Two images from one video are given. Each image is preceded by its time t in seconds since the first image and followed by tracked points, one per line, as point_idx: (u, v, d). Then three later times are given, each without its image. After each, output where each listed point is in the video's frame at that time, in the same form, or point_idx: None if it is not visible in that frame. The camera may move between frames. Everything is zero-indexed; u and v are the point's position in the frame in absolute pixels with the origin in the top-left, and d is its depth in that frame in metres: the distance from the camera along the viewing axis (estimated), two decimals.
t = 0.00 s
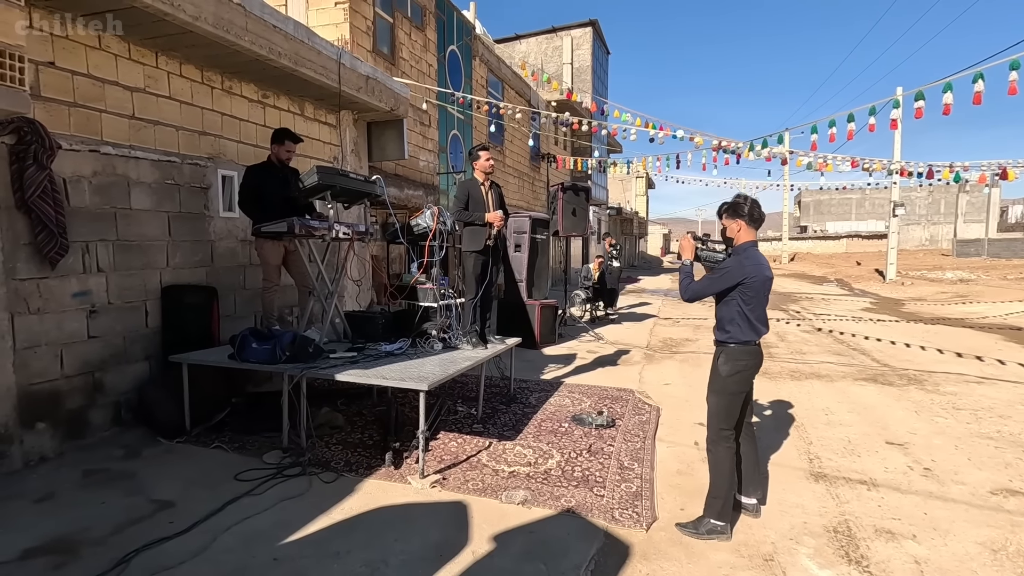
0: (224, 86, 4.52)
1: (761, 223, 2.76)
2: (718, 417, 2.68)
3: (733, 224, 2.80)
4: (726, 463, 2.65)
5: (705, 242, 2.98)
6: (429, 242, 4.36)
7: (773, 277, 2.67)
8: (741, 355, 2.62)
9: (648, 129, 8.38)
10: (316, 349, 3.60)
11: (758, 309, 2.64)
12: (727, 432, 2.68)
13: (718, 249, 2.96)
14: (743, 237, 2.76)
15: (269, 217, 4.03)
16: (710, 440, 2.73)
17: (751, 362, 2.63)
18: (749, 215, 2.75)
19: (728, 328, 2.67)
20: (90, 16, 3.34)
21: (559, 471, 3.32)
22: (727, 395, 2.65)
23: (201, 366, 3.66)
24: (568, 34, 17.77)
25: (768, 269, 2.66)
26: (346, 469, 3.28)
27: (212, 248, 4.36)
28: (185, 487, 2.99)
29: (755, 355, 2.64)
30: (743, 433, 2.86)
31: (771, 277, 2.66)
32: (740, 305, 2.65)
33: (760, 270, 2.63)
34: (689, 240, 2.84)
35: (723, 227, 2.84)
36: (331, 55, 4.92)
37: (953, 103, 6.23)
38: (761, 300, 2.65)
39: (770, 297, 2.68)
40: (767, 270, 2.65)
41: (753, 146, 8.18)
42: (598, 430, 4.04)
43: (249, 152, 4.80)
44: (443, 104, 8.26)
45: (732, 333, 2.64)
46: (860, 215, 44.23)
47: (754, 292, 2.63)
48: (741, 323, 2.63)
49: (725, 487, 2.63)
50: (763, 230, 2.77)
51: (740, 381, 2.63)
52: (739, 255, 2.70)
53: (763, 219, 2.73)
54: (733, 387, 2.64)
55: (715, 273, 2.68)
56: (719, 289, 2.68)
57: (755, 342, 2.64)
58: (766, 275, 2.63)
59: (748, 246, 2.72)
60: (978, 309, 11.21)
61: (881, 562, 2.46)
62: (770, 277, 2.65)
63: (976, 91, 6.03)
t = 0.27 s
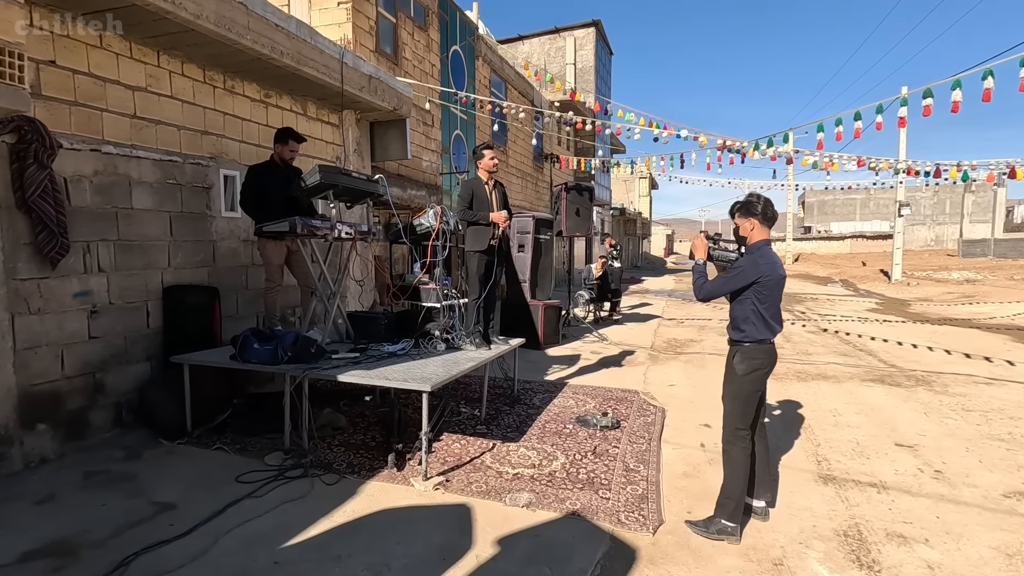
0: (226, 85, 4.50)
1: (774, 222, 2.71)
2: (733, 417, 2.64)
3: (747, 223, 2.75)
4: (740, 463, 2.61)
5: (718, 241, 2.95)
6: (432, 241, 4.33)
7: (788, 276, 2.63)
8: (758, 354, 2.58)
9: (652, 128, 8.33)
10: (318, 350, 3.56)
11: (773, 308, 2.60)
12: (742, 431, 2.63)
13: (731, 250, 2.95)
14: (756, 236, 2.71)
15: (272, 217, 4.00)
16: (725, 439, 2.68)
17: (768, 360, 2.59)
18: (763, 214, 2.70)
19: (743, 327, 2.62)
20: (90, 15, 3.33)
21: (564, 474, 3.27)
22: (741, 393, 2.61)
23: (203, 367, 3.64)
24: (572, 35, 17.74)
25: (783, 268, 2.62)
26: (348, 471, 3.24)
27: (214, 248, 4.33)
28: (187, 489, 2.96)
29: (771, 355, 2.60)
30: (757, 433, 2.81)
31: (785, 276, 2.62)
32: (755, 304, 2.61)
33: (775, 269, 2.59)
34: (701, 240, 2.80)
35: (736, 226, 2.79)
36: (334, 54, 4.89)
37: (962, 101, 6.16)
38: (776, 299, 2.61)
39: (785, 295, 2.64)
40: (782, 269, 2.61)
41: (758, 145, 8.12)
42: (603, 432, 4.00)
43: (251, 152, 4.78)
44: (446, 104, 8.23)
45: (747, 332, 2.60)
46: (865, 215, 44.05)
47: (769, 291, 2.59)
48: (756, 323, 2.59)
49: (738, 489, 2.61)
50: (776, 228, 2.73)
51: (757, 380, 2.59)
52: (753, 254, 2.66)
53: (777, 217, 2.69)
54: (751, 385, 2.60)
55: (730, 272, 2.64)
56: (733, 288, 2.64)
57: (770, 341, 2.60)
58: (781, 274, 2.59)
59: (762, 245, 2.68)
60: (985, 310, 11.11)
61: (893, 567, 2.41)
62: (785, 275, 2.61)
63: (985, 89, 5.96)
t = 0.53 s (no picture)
0: (227, 84, 4.45)
1: (790, 222, 2.64)
2: (745, 420, 2.58)
3: (761, 224, 2.68)
4: (755, 467, 2.55)
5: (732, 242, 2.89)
6: (434, 242, 4.26)
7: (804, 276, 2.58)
8: (776, 356, 2.52)
9: (657, 128, 8.26)
10: (319, 352, 3.50)
11: (791, 309, 2.55)
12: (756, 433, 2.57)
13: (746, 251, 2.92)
14: (771, 237, 2.64)
15: (273, 217, 3.95)
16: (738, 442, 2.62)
17: (784, 361, 2.53)
18: (778, 214, 2.63)
19: (760, 329, 2.56)
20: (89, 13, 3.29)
21: (570, 479, 3.20)
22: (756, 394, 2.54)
23: (203, 369, 3.59)
24: (575, 35, 17.68)
25: (799, 268, 2.56)
26: (350, 476, 3.18)
27: (215, 249, 4.28)
28: (186, 494, 2.90)
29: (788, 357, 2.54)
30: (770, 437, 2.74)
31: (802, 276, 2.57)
32: (772, 305, 2.55)
33: (792, 270, 2.53)
34: (716, 241, 2.74)
35: (750, 227, 2.72)
36: (336, 53, 4.84)
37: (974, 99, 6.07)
38: (793, 300, 2.55)
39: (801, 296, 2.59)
40: (798, 269, 2.56)
41: (764, 144, 8.04)
42: (609, 435, 3.93)
43: (252, 152, 4.73)
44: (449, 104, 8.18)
45: (765, 334, 2.54)
46: (869, 215, 43.84)
47: (787, 292, 2.53)
48: (774, 324, 2.53)
49: (753, 493, 2.55)
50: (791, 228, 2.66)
51: (773, 381, 2.53)
52: (770, 254, 2.59)
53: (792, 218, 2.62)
54: (767, 387, 2.54)
55: (746, 273, 2.57)
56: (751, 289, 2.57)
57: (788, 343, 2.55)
58: (798, 275, 2.53)
59: (777, 246, 2.61)
60: (993, 311, 11.00)
61: None
62: (801, 276, 2.56)
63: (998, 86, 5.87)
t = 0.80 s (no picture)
0: (227, 84, 4.39)
1: (806, 224, 2.59)
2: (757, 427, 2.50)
3: (778, 226, 2.61)
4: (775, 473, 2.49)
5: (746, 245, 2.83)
6: (437, 244, 4.18)
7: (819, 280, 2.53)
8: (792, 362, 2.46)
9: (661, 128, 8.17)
10: (320, 357, 3.43)
11: (807, 313, 2.50)
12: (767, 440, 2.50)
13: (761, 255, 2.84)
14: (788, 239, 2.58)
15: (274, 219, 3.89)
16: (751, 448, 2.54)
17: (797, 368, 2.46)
18: (795, 216, 2.57)
19: (776, 334, 2.50)
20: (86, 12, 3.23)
21: (575, 488, 3.13)
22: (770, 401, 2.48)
23: (201, 375, 3.52)
24: (578, 35, 17.62)
25: (815, 272, 2.51)
26: (351, 485, 3.11)
27: (214, 251, 4.22)
28: (182, 503, 2.83)
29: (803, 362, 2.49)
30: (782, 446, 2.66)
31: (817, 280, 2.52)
32: (790, 309, 2.49)
33: (809, 273, 2.48)
34: (731, 244, 2.66)
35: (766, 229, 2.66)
36: (338, 52, 4.78)
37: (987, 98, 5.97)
38: (809, 304, 2.50)
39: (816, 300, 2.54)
40: (814, 272, 2.51)
41: (771, 145, 7.95)
42: (615, 442, 3.85)
43: (252, 153, 4.67)
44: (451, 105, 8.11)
45: (782, 339, 2.47)
46: (873, 216, 43.66)
47: (803, 296, 2.48)
48: (790, 329, 2.47)
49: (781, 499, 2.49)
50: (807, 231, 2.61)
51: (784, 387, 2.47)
52: (787, 256, 2.52)
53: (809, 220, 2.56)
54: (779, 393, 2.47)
55: (764, 276, 2.48)
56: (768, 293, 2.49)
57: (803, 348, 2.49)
58: (815, 278, 2.48)
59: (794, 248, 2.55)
60: (1002, 313, 10.87)
61: None
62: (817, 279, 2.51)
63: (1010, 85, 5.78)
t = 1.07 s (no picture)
0: (226, 85, 4.33)
1: (824, 227, 2.54)
2: (782, 436, 2.50)
3: (795, 229, 2.56)
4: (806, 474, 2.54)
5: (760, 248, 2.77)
6: (439, 246, 4.10)
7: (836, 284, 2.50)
8: (808, 368, 2.43)
9: (665, 129, 8.10)
10: (320, 362, 3.36)
11: (824, 318, 2.46)
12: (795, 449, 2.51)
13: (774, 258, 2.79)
14: (805, 242, 2.53)
15: (275, 222, 3.82)
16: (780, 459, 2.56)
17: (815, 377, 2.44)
18: (813, 219, 2.51)
19: (792, 340, 2.46)
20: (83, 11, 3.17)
21: (582, 496, 3.05)
22: (789, 412, 2.47)
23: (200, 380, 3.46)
24: (580, 36, 17.56)
25: (833, 276, 2.47)
26: (352, 493, 3.04)
27: (214, 254, 4.16)
28: (179, 513, 2.77)
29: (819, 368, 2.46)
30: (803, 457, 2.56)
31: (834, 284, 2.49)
32: (806, 314, 2.45)
33: (826, 277, 2.44)
34: (746, 247, 2.61)
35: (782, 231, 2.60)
36: (339, 52, 4.72)
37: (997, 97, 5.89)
38: (826, 309, 2.46)
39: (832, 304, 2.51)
40: (831, 277, 2.47)
41: (776, 145, 7.88)
42: (621, 448, 3.78)
43: (252, 154, 4.61)
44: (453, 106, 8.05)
45: (797, 345, 2.44)
46: (876, 217, 43.51)
47: (821, 301, 2.44)
48: (806, 334, 2.44)
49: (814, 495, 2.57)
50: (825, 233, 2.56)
51: (801, 397, 2.45)
52: (804, 260, 2.48)
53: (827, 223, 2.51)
54: (798, 403, 2.46)
55: (780, 280, 2.45)
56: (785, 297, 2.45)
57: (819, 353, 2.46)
58: (832, 283, 2.45)
59: (811, 252, 2.51)
60: (1009, 315, 10.76)
61: None
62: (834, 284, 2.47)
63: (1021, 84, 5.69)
